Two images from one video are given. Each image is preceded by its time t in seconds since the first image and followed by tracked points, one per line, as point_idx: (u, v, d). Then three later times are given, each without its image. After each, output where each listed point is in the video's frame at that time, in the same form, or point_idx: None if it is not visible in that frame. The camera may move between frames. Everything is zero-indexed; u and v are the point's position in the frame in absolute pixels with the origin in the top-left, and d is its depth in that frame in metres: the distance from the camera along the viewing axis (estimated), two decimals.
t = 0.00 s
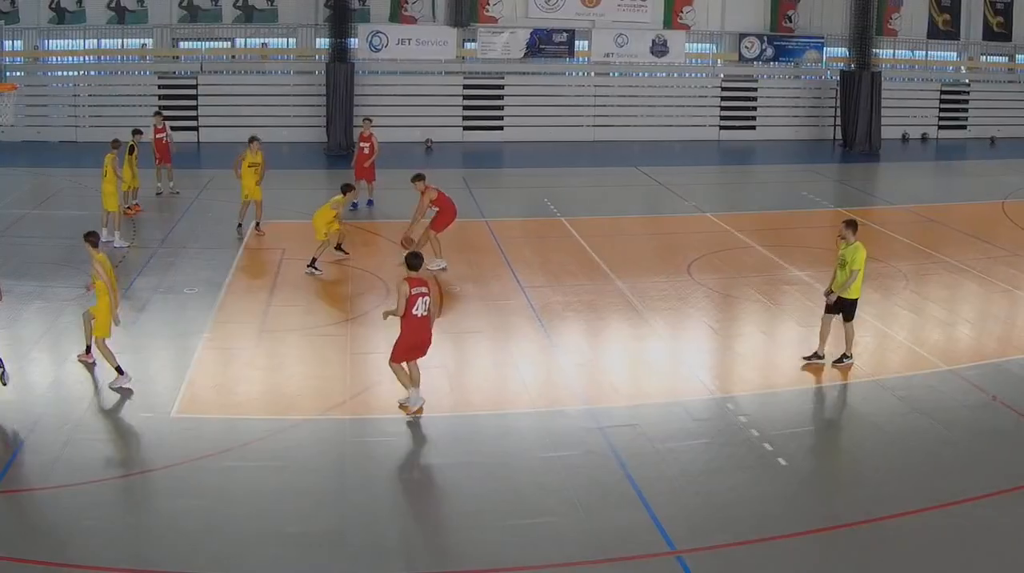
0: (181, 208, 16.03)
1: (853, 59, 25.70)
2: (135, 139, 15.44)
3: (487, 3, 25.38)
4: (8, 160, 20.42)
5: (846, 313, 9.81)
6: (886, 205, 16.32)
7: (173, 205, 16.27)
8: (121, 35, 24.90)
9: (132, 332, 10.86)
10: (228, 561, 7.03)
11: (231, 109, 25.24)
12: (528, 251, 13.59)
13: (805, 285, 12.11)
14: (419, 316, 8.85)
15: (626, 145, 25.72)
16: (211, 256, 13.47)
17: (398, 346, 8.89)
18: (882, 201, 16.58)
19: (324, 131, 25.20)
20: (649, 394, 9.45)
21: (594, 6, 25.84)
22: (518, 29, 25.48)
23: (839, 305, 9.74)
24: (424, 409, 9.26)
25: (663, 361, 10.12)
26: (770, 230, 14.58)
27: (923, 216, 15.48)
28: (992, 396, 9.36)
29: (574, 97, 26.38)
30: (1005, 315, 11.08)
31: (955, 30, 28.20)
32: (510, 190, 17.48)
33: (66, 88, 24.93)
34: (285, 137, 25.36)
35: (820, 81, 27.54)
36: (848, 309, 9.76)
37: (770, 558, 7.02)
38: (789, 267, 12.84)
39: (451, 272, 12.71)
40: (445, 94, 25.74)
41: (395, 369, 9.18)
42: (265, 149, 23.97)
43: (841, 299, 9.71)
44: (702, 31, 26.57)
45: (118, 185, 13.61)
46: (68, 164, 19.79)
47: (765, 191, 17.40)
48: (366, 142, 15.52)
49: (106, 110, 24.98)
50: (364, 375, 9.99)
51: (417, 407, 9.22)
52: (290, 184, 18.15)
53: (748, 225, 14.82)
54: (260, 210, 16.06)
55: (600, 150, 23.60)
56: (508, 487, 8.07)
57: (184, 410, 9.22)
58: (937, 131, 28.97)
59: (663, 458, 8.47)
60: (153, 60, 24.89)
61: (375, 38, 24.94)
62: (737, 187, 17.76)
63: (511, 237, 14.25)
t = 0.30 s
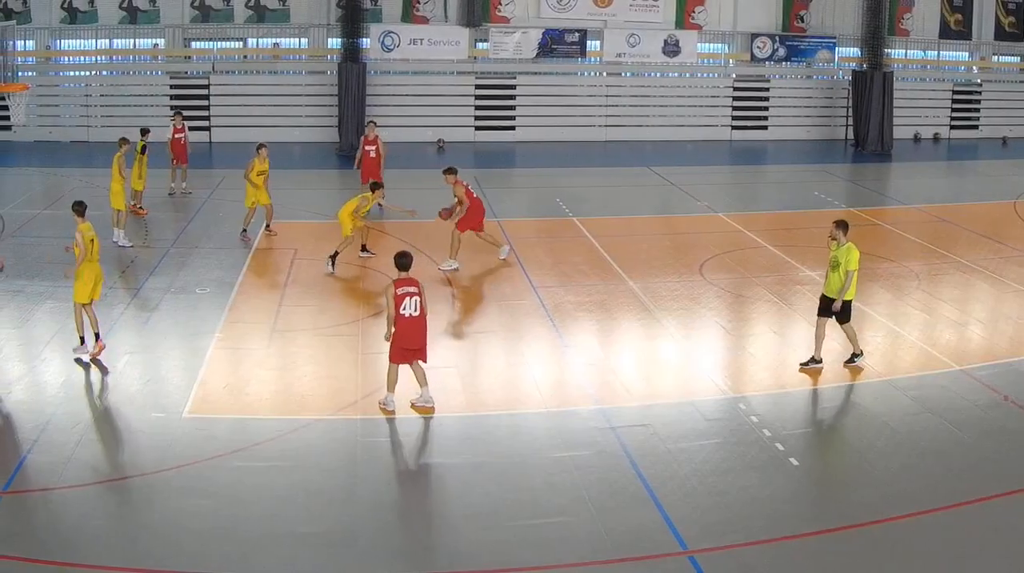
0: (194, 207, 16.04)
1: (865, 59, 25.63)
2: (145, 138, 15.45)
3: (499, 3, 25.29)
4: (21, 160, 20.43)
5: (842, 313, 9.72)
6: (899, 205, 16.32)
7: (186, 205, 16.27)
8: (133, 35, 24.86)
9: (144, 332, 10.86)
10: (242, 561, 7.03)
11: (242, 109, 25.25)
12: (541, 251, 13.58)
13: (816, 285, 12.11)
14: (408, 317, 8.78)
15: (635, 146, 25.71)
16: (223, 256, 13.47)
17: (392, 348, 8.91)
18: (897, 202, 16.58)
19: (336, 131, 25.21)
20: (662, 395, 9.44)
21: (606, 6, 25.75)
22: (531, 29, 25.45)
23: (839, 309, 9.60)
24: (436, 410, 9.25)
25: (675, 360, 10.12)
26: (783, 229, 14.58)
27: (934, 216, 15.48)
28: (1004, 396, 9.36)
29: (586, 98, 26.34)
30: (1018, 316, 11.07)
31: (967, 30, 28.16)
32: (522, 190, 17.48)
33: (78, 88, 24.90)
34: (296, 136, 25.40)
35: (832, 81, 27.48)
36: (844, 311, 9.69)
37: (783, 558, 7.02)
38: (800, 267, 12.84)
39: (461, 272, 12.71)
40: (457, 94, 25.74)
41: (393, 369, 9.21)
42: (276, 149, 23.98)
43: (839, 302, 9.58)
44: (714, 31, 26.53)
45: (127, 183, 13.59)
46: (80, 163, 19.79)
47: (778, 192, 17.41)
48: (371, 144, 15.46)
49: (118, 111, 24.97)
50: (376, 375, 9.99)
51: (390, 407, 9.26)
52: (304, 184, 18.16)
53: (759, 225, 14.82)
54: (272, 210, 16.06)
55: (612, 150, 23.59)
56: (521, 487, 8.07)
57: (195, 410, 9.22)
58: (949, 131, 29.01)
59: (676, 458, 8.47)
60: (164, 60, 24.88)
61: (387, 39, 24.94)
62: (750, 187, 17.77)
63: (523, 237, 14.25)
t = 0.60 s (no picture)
0: (206, 207, 16.04)
1: (877, 59, 25.61)
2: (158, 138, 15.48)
3: (511, 3, 25.33)
4: (33, 160, 20.43)
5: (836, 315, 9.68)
6: (911, 205, 16.32)
7: (199, 205, 16.28)
8: (145, 35, 24.87)
9: (156, 332, 10.86)
10: (253, 561, 7.03)
11: (254, 109, 25.24)
12: (553, 251, 13.58)
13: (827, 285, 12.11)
14: (404, 315, 8.67)
15: (645, 146, 25.69)
16: (235, 256, 13.47)
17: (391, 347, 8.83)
18: (911, 202, 16.58)
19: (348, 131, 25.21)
20: (674, 394, 9.44)
21: (618, 6, 25.74)
22: (543, 29, 25.43)
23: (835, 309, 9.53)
24: (448, 409, 9.25)
25: (687, 360, 10.12)
26: (795, 229, 14.58)
27: (946, 216, 15.48)
28: (1017, 396, 9.35)
29: (597, 98, 26.30)
30: None
31: (979, 30, 28.13)
32: (534, 190, 17.49)
33: (90, 88, 24.88)
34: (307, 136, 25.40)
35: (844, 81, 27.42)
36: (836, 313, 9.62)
37: (794, 558, 7.02)
38: (811, 266, 12.83)
39: (471, 272, 12.71)
40: (468, 94, 25.74)
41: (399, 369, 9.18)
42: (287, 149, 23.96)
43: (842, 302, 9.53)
44: (725, 31, 26.45)
45: (138, 182, 13.59)
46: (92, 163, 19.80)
47: (790, 192, 17.40)
48: (384, 142, 15.42)
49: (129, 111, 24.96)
50: (387, 375, 9.99)
51: (404, 405, 9.25)
52: (317, 184, 18.17)
53: (771, 225, 14.82)
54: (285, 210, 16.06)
55: (624, 150, 23.57)
56: (533, 487, 8.07)
57: (207, 410, 9.22)
58: (962, 131, 29.00)
59: (687, 458, 8.46)
60: (176, 60, 24.88)
61: (399, 39, 24.92)
62: (763, 187, 17.76)
63: (534, 237, 14.25)
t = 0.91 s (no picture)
0: (219, 208, 16.05)
1: (888, 59, 25.58)
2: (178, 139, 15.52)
3: (523, 3, 25.28)
4: (45, 160, 20.43)
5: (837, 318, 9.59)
6: (922, 205, 16.32)
7: (212, 206, 16.28)
8: (157, 35, 24.86)
9: (168, 332, 10.87)
10: (265, 561, 7.03)
11: (266, 109, 25.22)
12: (565, 251, 13.58)
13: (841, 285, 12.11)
14: (421, 317, 8.70)
15: (654, 146, 25.66)
16: (247, 256, 13.47)
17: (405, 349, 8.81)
18: (924, 202, 16.58)
19: (360, 130, 25.18)
20: (686, 394, 9.44)
21: (630, 6, 25.68)
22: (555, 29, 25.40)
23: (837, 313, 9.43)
24: (460, 409, 9.25)
25: (699, 360, 10.12)
26: (807, 229, 14.57)
27: (957, 216, 15.48)
28: None
29: (610, 98, 26.24)
30: None
31: (991, 30, 28.11)
32: (546, 190, 17.49)
33: (102, 88, 24.87)
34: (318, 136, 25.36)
35: (856, 81, 27.26)
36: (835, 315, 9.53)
37: (805, 558, 7.02)
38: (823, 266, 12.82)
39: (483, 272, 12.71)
40: (480, 94, 25.72)
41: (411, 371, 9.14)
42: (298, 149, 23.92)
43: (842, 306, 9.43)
44: (737, 31, 26.38)
45: (151, 182, 13.58)
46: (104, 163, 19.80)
47: (803, 192, 17.40)
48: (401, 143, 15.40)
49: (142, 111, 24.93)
50: (399, 375, 9.99)
51: (411, 408, 9.23)
52: (329, 184, 18.17)
53: (782, 225, 14.82)
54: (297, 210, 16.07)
55: (636, 150, 23.56)
56: (544, 487, 8.07)
57: (219, 410, 9.22)
58: (973, 131, 28.94)
59: (699, 457, 8.46)
60: (188, 60, 24.88)
61: (411, 39, 24.93)
62: (776, 187, 17.76)
63: (546, 237, 14.26)
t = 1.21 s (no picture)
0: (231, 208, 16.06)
1: (900, 59, 25.57)
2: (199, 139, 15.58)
3: (535, 3, 25.22)
4: (56, 160, 20.42)
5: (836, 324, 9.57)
6: (934, 205, 16.32)
7: (225, 206, 16.29)
8: (169, 35, 24.82)
9: (182, 332, 10.89)
10: (277, 561, 7.04)
11: (278, 109, 25.19)
12: (577, 251, 13.58)
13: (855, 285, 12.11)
14: (433, 320, 8.68)
15: (664, 146, 25.62)
16: (259, 257, 13.47)
17: (418, 353, 8.79)
18: (936, 202, 16.58)
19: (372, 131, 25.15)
20: (697, 394, 9.44)
21: (642, 6, 25.63)
22: (567, 29, 25.37)
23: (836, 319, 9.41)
24: (473, 410, 9.24)
25: (711, 360, 10.11)
26: (819, 229, 14.56)
27: (969, 216, 15.48)
28: None
29: (623, 98, 26.17)
30: None
31: (1003, 30, 28.10)
32: (559, 190, 17.48)
33: (113, 88, 24.82)
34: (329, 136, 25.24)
35: (867, 81, 27.21)
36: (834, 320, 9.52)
37: (816, 558, 7.03)
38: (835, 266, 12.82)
39: (494, 272, 12.71)
40: (492, 94, 25.68)
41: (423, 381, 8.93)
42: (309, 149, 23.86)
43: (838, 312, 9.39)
44: (749, 31, 26.28)
45: (163, 187, 13.55)
46: (116, 163, 19.79)
47: (815, 192, 17.40)
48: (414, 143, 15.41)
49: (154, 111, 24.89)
50: (411, 375, 9.98)
51: (429, 423, 8.98)
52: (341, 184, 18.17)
53: (794, 225, 14.82)
54: (309, 210, 16.06)
55: (648, 150, 23.54)
56: (556, 487, 8.07)
57: (231, 410, 9.22)
58: (986, 131, 28.87)
59: (711, 457, 8.46)
60: (200, 60, 24.86)
61: (423, 39, 24.93)
62: (788, 187, 17.76)
63: (557, 237, 14.26)
